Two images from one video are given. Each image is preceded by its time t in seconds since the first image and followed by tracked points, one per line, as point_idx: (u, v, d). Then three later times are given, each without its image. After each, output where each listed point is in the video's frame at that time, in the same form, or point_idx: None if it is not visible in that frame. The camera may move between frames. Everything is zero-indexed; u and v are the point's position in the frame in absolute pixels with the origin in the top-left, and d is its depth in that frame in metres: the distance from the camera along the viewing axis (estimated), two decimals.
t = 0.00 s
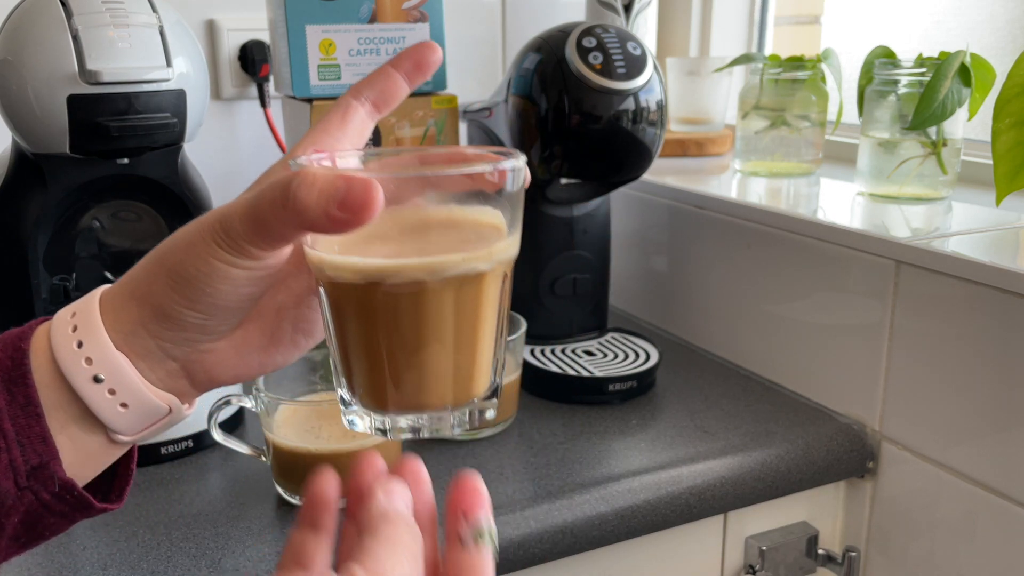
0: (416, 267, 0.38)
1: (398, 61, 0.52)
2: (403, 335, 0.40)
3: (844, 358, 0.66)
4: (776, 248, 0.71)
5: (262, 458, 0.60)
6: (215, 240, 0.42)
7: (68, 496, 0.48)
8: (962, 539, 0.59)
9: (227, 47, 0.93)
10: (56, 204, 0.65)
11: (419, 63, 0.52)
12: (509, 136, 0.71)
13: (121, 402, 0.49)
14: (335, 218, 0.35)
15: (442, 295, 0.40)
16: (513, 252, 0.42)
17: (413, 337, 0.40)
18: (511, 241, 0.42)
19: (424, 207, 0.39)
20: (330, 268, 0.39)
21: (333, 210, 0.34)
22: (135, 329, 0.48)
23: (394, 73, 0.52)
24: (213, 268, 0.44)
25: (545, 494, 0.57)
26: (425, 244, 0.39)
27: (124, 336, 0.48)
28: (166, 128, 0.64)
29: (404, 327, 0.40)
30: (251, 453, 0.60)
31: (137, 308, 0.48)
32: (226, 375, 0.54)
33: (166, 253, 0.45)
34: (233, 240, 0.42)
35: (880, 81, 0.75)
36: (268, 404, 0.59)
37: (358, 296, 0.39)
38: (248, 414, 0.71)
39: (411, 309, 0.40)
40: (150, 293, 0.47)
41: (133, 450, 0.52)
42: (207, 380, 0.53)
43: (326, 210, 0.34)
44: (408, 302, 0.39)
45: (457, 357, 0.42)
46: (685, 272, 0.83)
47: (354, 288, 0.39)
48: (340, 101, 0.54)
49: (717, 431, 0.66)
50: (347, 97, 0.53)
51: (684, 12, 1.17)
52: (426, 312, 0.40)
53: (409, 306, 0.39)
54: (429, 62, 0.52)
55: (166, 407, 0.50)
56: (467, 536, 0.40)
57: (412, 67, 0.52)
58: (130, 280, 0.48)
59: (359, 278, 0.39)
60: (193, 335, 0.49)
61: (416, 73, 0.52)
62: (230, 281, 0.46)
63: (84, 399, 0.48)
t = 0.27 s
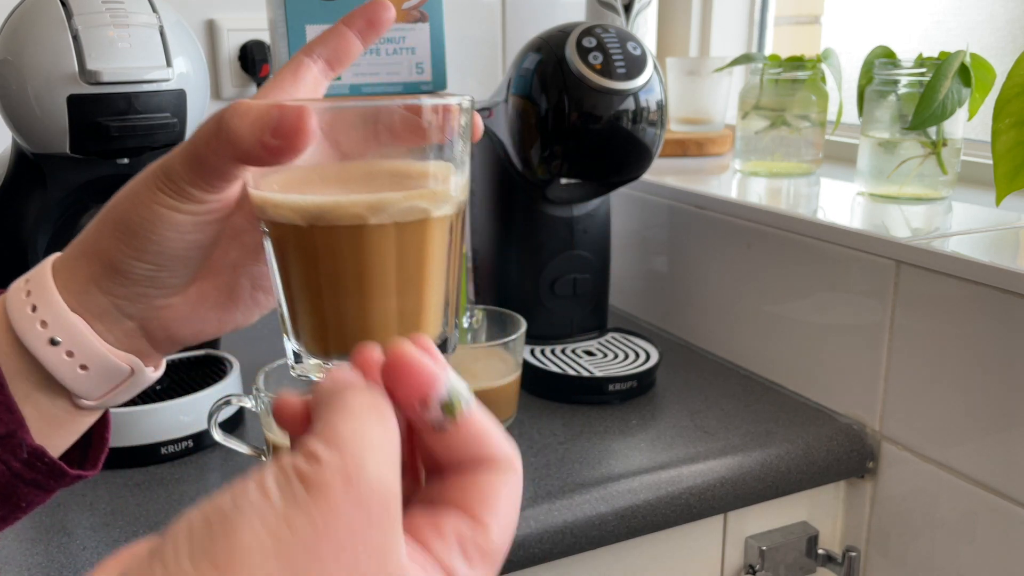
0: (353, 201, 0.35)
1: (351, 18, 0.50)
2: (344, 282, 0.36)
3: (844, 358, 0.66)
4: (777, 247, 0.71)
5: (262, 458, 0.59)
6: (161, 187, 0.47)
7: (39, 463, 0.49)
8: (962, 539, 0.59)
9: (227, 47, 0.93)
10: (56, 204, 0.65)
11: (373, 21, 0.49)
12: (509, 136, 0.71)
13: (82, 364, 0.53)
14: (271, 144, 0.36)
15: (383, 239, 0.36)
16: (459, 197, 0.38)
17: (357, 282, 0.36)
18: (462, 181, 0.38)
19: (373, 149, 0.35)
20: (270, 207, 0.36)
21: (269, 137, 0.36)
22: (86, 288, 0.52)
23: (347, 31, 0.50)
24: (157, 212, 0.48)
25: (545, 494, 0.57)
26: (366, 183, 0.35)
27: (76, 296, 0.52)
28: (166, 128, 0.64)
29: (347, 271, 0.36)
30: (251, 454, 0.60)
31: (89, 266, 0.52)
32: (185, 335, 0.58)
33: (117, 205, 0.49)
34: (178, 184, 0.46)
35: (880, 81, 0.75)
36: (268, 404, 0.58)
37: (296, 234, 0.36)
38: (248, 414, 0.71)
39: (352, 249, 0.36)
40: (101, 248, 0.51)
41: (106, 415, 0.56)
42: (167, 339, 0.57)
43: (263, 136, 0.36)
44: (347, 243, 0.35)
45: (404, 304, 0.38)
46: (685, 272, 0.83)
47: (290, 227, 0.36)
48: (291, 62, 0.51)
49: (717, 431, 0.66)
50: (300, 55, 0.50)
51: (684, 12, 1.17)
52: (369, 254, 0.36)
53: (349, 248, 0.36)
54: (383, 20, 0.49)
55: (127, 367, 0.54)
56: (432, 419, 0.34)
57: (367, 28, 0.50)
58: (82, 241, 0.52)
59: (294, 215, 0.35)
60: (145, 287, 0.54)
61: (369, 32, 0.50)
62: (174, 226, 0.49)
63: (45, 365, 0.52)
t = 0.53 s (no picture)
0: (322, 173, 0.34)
1: None
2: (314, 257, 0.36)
3: (844, 358, 0.66)
4: (776, 247, 0.71)
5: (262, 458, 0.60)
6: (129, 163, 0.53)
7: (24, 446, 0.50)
8: (962, 538, 0.59)
9: (226, 48, 0.93)
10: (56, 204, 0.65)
11: None
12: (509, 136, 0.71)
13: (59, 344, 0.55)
14: (237, 115, 0.36)
15: (352, 214, 0.35)
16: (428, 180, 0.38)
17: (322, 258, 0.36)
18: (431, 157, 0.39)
19: (345, 125, 0.36)
20: (239, 179, 0.36)
21: (236, 107, 0.36)
22: (61, 266, 0.56)
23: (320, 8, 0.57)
24: (129, 188, 0.54)
25: (545, 495, 0.57)
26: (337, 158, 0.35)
27: (50, 279, 0.56)
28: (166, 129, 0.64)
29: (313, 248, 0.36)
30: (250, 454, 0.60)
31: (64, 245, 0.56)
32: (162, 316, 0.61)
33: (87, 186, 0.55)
34: (150, 164, 0.53)
35: (880, 82, 0.75)
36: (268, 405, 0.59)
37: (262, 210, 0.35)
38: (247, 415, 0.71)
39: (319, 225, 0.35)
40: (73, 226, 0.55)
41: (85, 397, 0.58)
42: (144, 318, 0.61)
43: (230, 108, 0.37)
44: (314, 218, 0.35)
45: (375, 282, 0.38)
46: (685, 272, 0.83)
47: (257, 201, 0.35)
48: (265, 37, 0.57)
49: (717, 431, 0.66)
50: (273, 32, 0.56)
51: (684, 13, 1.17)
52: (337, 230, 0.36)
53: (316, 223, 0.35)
54: None
55: (105, 345, 0.57)
56: (317, 296, 0.30)
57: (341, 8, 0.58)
58: (53, 222, 0.56)
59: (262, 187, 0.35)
60: (121, 266, 0.58)
61: (344, 12, 0.58)
62: (146, 202, 0.56)
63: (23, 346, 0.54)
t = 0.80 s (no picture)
0: (328, 184, 0.40)
1: (334, 16, 0.56)
2: (317, 261, 0.42)
3: (846, 359, 0.66)
4: (778, 247, 0.70)
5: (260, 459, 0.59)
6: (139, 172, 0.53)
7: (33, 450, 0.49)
8: (965, 541, 0.58)
9: (225, 46, 0.92)
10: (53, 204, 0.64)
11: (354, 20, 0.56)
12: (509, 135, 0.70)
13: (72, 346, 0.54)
14: (244, 127, 0.37)
15: (353, 222, 0.41)
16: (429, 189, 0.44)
17: (331, 264, 0.42)
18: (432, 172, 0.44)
19: (346, 135, 0.42)
20: (243, 191, 0.41)
21: (242, 121, 0.37)
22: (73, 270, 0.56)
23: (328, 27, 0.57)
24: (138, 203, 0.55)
25: (546, 496, 0.57)
26: (340, 169, 0.41)
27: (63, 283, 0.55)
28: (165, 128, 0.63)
29: (319, 251, 0.42)
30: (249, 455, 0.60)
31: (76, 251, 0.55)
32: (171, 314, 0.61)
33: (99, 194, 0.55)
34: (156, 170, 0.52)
35: (883, 80, 0.74)
36: (266, 407, 0.59)
37: (272, 220, 0.41)
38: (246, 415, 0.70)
39: (326, 232, 0.41)
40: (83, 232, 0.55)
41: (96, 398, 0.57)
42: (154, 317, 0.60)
43: (236, 121, 0.38)
44: (321, 225, 0.41)
45: (374, 291, 0.44)
46: (686, 272, 0.83)
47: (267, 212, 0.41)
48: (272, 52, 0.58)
49: (719, 433, 0.66)
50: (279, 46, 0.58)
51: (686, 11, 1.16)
52: (341, 236, 0.41)
53: (322, 229, 0.41)
54: (367, 21, 0.55)
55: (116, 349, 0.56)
56: (111, 271, 0.31)
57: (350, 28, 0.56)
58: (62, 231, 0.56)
59: (272, 198, 0.41)
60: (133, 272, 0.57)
61: (353, 33, 0.56)
62: (157, 216, 0.57)
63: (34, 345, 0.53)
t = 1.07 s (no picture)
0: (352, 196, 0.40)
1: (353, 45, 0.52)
2: (341, 267, 0.42)
3: (843, 359, 0.66)
4: (775, 248, 0.71)
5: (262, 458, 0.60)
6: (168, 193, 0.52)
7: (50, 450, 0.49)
8: (961, 538, 0.59)
9: (227, 47, 0.93)
10: (57, 204, 0.65)
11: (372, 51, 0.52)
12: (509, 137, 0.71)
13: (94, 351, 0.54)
14: (280, 145, 0.39)
15: (376, 231, 0.42)
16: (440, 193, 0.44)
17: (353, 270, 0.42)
18: (439, 184, 0.44)
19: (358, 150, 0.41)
20: (272, 202, 0.41)
21: (279, 139, 0.39)
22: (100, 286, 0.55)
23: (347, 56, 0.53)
24: (172, 213, 0.53)
25: (545, 494, 0.57)
26: (361, 181, 0.41)
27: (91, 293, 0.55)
28: (166, 129, 0.64)
29: (344, 260, 0.42)
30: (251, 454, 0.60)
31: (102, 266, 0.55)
32: (192, 319, 0.63)
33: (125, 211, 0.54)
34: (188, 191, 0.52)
35: (879, 82, 0.75)
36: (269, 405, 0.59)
37: (298, 229, 0.41)
38: (248, 415, 0.71)
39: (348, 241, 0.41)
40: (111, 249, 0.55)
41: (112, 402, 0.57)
42: (174, 326, 0.62)
43: (273, 139, 0.39)
44: (345, 235, 0.41)
45: (392, 289, 0.44)
46: (684, 272, 0.83)
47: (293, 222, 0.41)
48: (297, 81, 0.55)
49: (717, 431, 0.66)
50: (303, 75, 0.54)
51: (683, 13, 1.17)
52: (364, 244, 0.42)
53: (346, 238, 0.41)
54: (383, 52, 0.52)
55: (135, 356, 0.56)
56: None
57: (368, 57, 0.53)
58: (92, 238, 0.55)
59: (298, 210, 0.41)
60: (159, 285, 0.58)
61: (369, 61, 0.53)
62: (189, 225, 0.55)
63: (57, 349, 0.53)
